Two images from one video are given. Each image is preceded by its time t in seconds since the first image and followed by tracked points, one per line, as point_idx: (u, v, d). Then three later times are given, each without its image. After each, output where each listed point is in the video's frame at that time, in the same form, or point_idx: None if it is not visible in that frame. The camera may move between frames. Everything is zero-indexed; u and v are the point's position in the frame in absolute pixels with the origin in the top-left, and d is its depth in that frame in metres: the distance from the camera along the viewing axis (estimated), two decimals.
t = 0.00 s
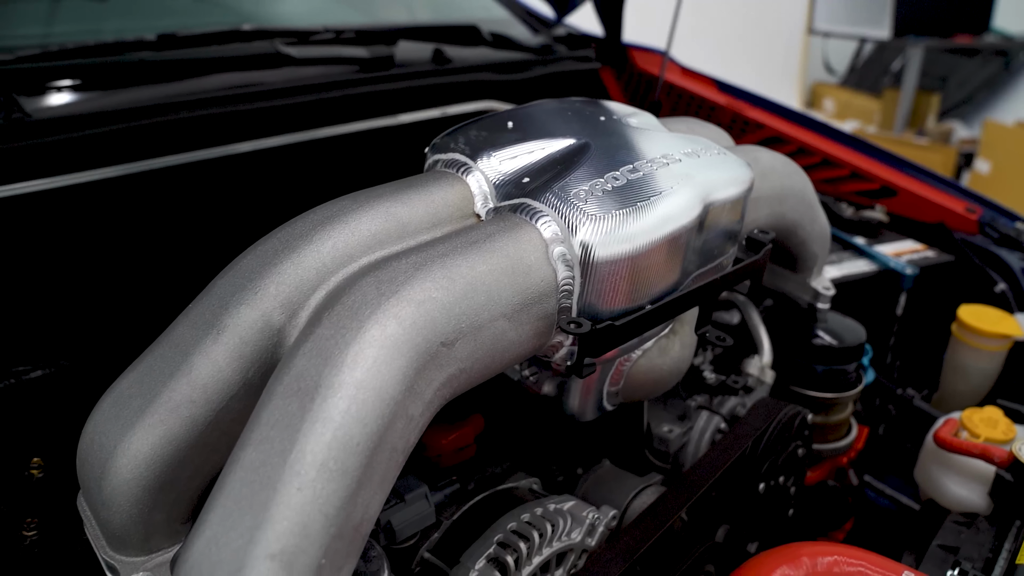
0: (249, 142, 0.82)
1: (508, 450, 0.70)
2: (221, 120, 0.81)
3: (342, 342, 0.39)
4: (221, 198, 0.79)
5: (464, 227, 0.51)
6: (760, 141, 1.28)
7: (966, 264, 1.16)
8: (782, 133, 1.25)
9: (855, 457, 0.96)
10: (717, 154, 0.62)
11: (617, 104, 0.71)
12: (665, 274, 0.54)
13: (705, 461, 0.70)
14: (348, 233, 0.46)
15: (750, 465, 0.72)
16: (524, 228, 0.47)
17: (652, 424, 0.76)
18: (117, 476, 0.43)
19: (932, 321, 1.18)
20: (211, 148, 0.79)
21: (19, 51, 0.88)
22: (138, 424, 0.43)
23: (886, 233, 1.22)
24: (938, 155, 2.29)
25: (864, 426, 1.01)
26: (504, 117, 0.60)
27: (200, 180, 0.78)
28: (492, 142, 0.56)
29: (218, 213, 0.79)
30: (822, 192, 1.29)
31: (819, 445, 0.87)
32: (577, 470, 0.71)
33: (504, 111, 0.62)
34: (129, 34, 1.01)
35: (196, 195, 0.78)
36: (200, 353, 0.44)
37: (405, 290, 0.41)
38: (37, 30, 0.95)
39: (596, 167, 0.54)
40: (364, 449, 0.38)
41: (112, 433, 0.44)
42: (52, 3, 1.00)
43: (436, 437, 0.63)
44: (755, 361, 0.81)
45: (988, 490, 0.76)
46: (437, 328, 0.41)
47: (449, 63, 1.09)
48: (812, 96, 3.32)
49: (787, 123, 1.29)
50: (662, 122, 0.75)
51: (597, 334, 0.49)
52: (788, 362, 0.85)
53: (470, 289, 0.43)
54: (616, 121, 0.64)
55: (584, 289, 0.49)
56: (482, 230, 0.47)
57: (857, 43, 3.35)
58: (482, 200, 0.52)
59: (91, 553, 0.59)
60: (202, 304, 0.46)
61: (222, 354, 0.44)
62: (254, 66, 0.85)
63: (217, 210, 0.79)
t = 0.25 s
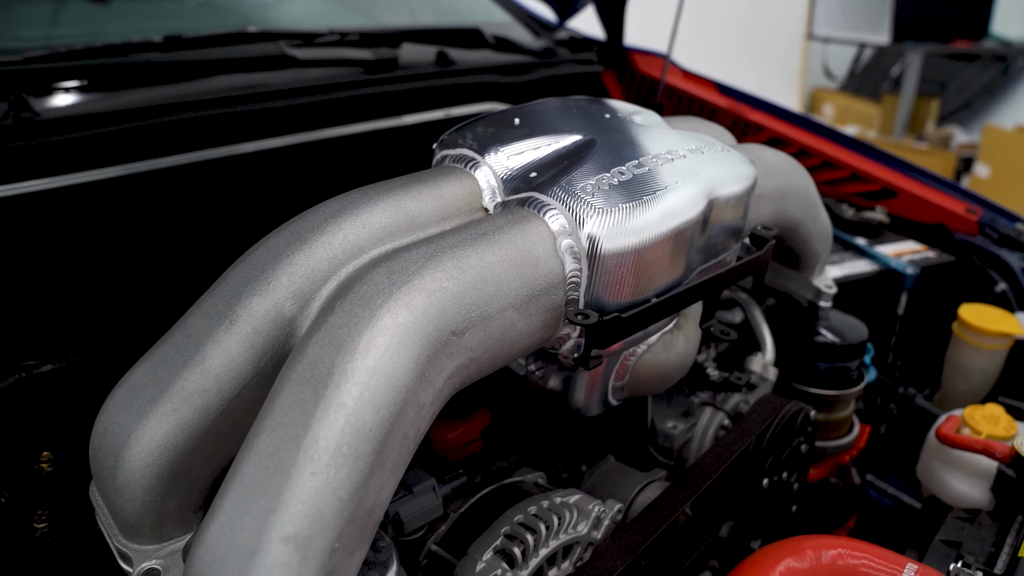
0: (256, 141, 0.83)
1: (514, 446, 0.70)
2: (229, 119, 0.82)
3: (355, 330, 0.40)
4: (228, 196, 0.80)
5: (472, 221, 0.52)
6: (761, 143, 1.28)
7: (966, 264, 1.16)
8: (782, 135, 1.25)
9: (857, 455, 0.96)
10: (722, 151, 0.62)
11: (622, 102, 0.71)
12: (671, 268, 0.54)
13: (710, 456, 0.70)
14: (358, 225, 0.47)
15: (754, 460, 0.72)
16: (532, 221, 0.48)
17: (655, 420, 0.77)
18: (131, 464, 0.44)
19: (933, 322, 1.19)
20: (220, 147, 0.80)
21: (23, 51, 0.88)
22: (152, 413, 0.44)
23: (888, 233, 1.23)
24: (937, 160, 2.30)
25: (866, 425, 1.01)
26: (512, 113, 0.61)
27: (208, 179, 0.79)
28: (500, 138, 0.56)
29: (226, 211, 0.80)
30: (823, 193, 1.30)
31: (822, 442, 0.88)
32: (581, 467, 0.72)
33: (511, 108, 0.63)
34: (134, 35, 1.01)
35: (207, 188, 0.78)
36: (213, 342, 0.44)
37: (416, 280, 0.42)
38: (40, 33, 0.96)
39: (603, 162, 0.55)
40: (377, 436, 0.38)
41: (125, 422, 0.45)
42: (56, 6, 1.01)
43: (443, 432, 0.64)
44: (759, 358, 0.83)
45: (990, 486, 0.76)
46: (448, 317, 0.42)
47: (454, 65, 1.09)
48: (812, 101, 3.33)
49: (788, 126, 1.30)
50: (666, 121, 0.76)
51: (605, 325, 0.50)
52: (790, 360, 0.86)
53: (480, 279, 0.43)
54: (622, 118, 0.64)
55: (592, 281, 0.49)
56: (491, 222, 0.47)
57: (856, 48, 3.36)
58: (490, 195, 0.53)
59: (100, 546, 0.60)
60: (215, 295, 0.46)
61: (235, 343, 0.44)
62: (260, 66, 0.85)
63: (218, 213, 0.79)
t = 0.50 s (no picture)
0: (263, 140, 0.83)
1: (519, 442, 0.71)
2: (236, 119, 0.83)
3: (367, 319, 0.40)
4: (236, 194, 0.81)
5: (480, 215, 0.52)
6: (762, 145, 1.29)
7: (967, 264, 1.17)
8: (783, 137, 1.26)
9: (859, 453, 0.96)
10: (725, 147, 0.63)
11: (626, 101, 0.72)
12: (676, 262, 0.55)
13: (713, 451, 0.70)
14: (369, 218, 0.48)
15: (758, 455, 0.73)
16: (541, 213, 0.49)
17: (660, 416, 0.77)
18: (145, 452, 0.44)
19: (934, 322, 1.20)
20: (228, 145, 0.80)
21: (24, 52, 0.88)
22: (165, 402, 0.44)
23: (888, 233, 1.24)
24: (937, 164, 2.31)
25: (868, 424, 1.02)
26: (518, 110, 0.62)
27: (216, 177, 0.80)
28: (507, 134, 0.57)
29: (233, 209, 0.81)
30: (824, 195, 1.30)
31: (825, 439, 0.88)
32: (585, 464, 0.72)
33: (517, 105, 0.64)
34: (137, 37, 1.01)
35: (214, 185, 0.79)
36: (226, 332, 0.45)
37: (427, 269, 0.42)
38: (42, 34, 0.96)
39: (609, 157, 0.55)
40: (389, 422, 0.39)
41: (139, 411, 0.45)
42: (58, 10, 1.01)
43: (450, 426, 0.65)
44: (761, 355, 0.83)
45: (992, 482, 0.77)
46: (458, 306, 0.42)
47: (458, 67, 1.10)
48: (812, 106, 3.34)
49: (788, 128, 1.31)
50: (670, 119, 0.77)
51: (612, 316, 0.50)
52: (793, 357, 0.86)
53: (490, 270, 0.44)
54: (626, 115, 0.65)
55: (599, 273, 0.50)
56: (500, 215, 0.48)
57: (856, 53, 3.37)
58: (498, 188, 0.53)
59: (109, 539, 0.60)
60: (227, 287, 0.47)
61: (247, 333, 0.45)
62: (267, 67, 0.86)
63: (231, 202, 0.79)
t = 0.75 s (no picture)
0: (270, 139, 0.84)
1: (524, 437, 0.71)
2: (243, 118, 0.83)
3: (379, 307, 0.41)
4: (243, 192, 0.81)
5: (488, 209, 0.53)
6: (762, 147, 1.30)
7: (968, 264, 1.18)
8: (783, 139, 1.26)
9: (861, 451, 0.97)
10: (730, 144, 0.64)
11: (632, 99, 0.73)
12: (681, 256, 0.56)
13: (716, 446, 0.71)
14: (380, 211, 0.48)
15: (761, 451, 0.73)
16: (549, 207, 0.50)
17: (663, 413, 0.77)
18: (159, 440, 0.45)
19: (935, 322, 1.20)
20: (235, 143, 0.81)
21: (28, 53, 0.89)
22: (179, 391, 0.45)
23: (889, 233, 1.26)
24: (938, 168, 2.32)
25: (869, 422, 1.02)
26: (525, 107, 0.62)
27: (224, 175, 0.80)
28: (514, 129, 0.58)
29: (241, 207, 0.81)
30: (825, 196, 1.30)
31: (827, 436, 0.89)
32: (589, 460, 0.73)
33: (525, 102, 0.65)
34: (141, 38, 1.01)
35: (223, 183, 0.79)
36: (239, 322, 0.46)
37: (438, 260, 0.43)
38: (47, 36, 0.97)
39: (615, 152, 0.56)
40: (402, 408, 0.39)
41: (153, 400, 0.46)
42: (63, 13, 1.02)
43: (456, 420, 0.65)
44: (764, 352, 0.83)
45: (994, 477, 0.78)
46: (469, 296, 0.43)
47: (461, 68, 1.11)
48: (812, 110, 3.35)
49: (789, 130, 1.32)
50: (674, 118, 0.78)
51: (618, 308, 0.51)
52: (795, 355, 0.87)
53: (499, 261, 0.45)
54: (632, 112, 0.66)
55: (606, 265, 0.51)
56: (509, 208, 0.49)
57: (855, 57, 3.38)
58: (506, 183, 0.54)
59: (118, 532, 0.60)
60: (240, 278, 0.48)
61: (260, 323, 0.45)
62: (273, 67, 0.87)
63: (239, 198, 0.80)
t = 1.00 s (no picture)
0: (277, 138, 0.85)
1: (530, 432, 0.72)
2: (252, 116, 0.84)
3: (391, 296, 0.42)
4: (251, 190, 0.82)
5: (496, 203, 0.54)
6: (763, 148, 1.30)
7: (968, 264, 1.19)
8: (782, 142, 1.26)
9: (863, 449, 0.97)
10: (734, 142, 0.65)
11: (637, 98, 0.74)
12: (687, 250, 0.56)
13: (720, 441, 0.71)
14: (391, 203, 0.49)
15: (765, 446, 0.74)
16: (556, 200, 0.50)
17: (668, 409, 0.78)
18: (172, 429, 0.46)
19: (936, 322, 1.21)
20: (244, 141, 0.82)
21: (31, 55, 0.87)
22: (193, 380, 0.46)
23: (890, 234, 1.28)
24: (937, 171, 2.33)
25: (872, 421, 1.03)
26: (531, 104, 0.63)
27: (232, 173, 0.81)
28: (522, 125, 0.59)
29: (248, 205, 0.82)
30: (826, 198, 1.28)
31: (829, 433, 0.89)
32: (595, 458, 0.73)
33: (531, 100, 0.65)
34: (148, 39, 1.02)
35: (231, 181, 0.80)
36: (252, 313, 0.46)
37: (449, 250, 0.44)
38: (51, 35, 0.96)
39: (621, 147, 0.57)
40: (414, 395, 0.40)
41: (167, 389, 0.46)
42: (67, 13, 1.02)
43: (463, 414, 0.66)
44: (767, 349, 0.85)
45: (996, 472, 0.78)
46: (480, 286, 0.44)
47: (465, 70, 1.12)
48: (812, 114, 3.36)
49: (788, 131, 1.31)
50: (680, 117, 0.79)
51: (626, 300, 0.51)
52: (798, 352, 0.88)
53: (509, 252, 0.46)
54: (637, 110, 0.67)
55: (614, 257, 0.51)
56: (518, 201, 0.50)
57: (855, 62, 3.40)
58: (514, 177, 0.55)
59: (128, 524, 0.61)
60: (253, 269, 0.48)
61: (272, 314, 0.46)
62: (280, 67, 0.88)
63: (244, 197, 0.81)
